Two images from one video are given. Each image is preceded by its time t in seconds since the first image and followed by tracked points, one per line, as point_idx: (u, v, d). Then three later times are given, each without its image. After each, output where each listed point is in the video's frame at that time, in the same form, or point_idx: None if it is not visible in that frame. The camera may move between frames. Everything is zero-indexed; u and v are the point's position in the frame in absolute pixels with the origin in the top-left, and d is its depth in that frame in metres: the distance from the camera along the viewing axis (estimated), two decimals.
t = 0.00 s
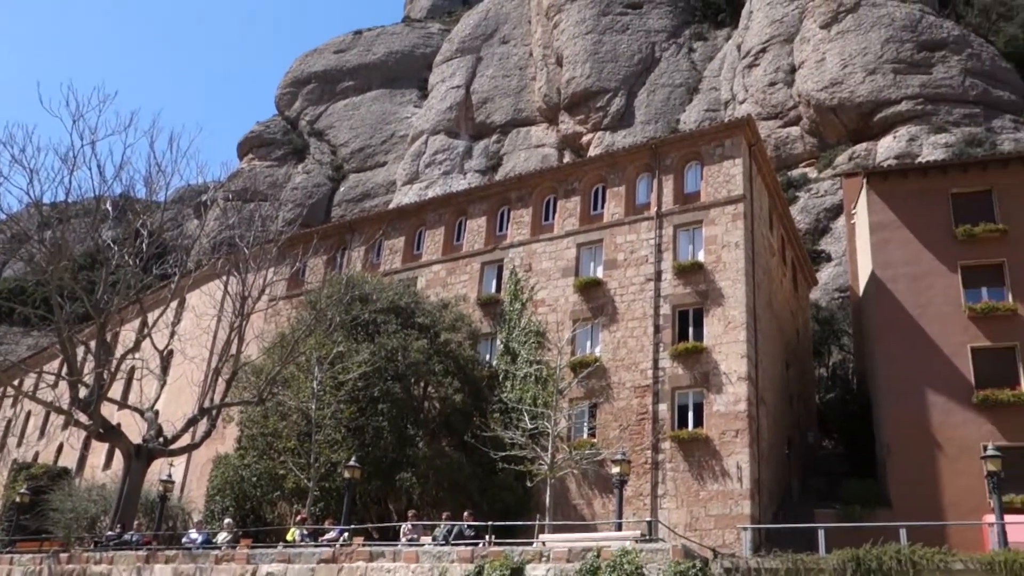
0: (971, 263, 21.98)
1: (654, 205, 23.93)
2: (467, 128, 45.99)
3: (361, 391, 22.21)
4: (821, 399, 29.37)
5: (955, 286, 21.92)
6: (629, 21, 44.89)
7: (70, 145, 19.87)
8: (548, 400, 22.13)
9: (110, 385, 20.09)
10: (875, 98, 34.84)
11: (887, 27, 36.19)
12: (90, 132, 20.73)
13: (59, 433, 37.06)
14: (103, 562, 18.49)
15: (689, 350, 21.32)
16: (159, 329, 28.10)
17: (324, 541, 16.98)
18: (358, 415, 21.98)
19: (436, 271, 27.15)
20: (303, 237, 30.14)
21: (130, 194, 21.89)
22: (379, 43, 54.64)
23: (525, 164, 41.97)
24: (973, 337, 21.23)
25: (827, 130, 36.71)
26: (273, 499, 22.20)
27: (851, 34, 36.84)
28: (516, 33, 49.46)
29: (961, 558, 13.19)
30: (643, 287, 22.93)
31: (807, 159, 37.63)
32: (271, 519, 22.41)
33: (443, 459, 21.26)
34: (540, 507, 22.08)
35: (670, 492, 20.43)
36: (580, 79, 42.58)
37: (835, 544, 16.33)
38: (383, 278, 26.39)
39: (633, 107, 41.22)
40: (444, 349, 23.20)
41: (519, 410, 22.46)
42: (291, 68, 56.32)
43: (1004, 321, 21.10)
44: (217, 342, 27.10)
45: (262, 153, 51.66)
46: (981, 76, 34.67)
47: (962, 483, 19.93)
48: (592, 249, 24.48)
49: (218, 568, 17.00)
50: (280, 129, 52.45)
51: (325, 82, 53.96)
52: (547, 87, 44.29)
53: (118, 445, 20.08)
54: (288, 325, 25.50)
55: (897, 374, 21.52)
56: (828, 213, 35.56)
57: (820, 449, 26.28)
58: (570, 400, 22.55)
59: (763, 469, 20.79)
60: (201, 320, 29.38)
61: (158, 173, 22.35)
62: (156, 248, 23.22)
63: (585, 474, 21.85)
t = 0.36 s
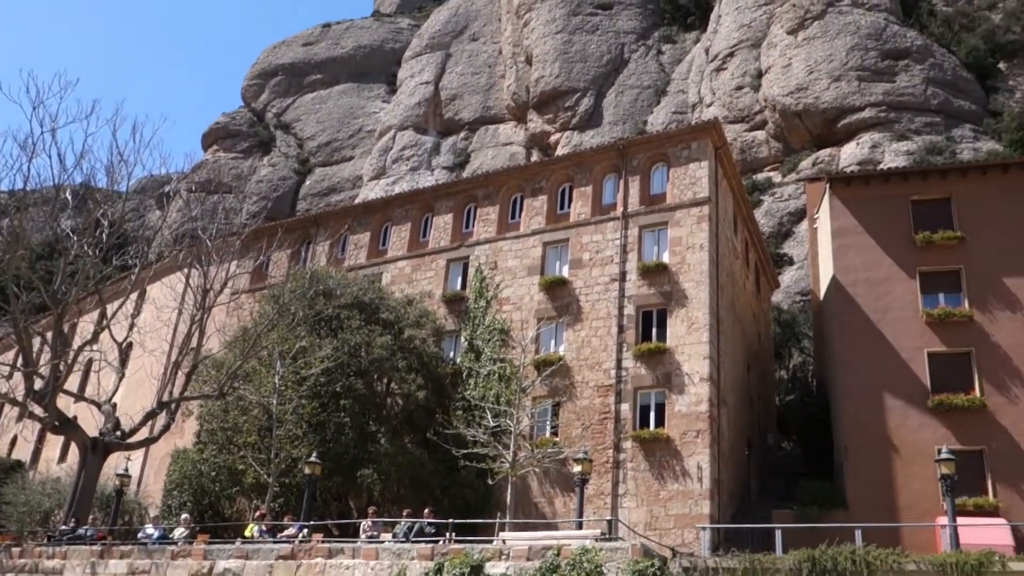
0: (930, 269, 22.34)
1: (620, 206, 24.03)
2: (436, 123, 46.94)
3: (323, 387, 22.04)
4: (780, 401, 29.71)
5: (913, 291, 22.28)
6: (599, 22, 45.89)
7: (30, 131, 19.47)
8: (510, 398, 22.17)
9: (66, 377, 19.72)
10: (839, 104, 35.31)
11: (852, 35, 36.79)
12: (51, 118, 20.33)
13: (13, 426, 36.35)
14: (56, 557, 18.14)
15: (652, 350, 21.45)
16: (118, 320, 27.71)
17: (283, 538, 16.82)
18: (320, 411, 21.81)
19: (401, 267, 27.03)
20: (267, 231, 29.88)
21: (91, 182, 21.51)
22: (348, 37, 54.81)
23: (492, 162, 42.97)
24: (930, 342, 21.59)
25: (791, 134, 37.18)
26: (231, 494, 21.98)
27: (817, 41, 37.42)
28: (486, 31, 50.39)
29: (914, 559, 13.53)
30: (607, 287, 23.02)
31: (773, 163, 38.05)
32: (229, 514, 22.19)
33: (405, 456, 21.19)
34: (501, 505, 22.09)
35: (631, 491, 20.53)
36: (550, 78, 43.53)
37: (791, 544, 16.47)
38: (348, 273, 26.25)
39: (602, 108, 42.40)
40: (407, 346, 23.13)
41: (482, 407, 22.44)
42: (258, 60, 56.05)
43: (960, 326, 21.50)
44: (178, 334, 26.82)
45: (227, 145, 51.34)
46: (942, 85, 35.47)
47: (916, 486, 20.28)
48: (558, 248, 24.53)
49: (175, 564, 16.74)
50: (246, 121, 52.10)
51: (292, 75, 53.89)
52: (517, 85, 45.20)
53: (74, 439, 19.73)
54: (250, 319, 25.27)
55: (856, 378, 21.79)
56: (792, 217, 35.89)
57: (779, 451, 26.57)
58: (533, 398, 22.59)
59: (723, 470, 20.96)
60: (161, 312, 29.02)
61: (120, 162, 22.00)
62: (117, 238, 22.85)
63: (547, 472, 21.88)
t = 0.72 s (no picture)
0: (888, 271, 22.72)
1: (586, 203, 24.14)
2: (404, 116, 46.87)
3: (284, 378, 21.89)
4: (740, 399, 30.06)
5: (872, 293, 22.64)
6: (569, 19, 46.06)
7: None
8: (472, 392, 22.21)
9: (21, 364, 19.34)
10: (804, 107, 35.71)
11: (818, 40, 37.26)
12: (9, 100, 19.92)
13: None
14: (8, 547, 17.82)
15: (615, 347, 21.57)
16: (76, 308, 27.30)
17: (241, 529, 16.68)
18: (281, 403, 21.66)
19: (366, 259, 26.90)
20: (230, 220, 29.58)
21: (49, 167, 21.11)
22: (317, 26, 54.46)
23: (460, 156, 43.10)
24: (886, 344, 21.97)
25: (756, 136, 37.58)
26: (189, 485, 21.77)
27: (784, 44, 37.82)
28: (456, 24, 50.41)
29: (867, 556, 13.72)
30: (572, 283, 23.10)
31: (738, 164, 38.43)
32: (186, 505, 21.99)
33: (366, 449, 21.12)
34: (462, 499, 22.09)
35: (591, 486, 20.63)
36: (519, 74, 43.59)
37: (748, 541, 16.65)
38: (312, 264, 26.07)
39: (570, 104, 42.55)
40: (370, 338, 23.04)
41: (444, 401, 22.44)
42: (224, 47, 55.46)
43: (917, 329, 21.90)
44: (137, 323, 26.49)
45: (191, 132, 50.62)
46: (905, 91, 36.04)
47: (871, 485, 20.62)
48: (523, 243, 24.59)
49: (130, 555, 16.51)
50: (212, 108, 51.47)
51: (259, 63, 53.49)
52: (486, 79, 45.31)
53: (28, 427, 19.40)
54: (211, 308, 25.02)
55: (814, 378, 22.10)
56: (755, 218, 36.27)
57: (738, 448, 26.89)
58: (495, 393, 22.62)
59: (682, 466, 21.16)
60: (120, 300, 28.60)
61: (80, 147, 21.62)
62: (76, 224, 22.46)
63: (508, 466, 21.92)
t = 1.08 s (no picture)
0: (848, 270, 23.03)
1: (551, 195, 24.16)
2: (370, 104, 46.68)
3: (243, 366, 21.66)
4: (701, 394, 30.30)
5: (830, 291, 22.94)
6: (537, 11, 46.17)
7: None
8: (434, 383, 22.14)
9: None
10: (769, 105, 36.06)
11: (784, 38, 37.62)
12: None
13: None
14: None
15: (577, 340, 21.64)
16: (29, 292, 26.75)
17: (197, 518, 16.46)
18: (240, 391, 21.43)
19: (328, 248, 26.71)
20: (191, 205, 29.19)
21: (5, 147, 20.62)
22: (283, 11, 54.01)
23: (425, 146, 43.06)
24: (844, 341, 22.29)
25: (722, 133, 37.88)
26: (144, 473, 21.49)
27: (750, 42, 38.13)
28: (424, 13, 50.36)
29: (820, 549, 13.92)
30: (535, 276, 23.13)
31: (702, 160, 38.72)
32: (141, 493, 21.70)
33: (325, 438, 20.99)
34: (421, 489, 22.04)
35: (551, 478, 20.67)
36: (486, 65, 43.60)
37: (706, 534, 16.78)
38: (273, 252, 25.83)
39: (537, 97, 42.59)
40: (332, 327, 22.88)
41: (406, 392, 22.39)
42: (187, 30, 54.69)
43: (874, 326, 22.24)
44: (93, 307, 26.08)
45: (153, 116, 49.74)
46: (868, 92, 36.56)
47: (826, 479, 20.93)
48: (487, 235, 24.57)
49: (82, 543, 16.21)
50: (174, 92, 50.66)
51: (223, 47, 52.92)
52: (453, 70, 45.35)
53: None
54: (170, 293, 24.69)
55: (774, 373, 22.34)
56: (719, 214, 36.55)
57: (697, 442, 27.15)
58: (457, 383, 22.60)
59: (641, 459, 21.30)
60: (76, 285, 28.07)
61: (37, 128, 21.14)
62: (31, 206, 21.97)
63: (468, 458, 21.92)
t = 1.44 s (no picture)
0: (807, 267, 23.35)
1: (516, 187, 24.19)
2: (334, 93, 46.34)
3: (202, 355, 21.40)
4: (661, 388, 30.49)
5: (790, 288, 23.23)
6: (504, 3, 46.31)
7: None
8: (396, 373, 22.03)
9: None
10: (733, 103, 36.42)
11: (749, 37, 37.98)
12: None
13: None
14: None
15: (539, 333, 21.70)
16: None
17: (153, 508, 16.25)
18: (198, 380, 21.19)
19: (290, 237, 26.50)
20: (150, 191, 28.76)
21: None
22: None
23: (391, 135, 42.90)
24: (803, 337, 22.60)
25: (687, 130, 38.15)
26: (100, 462, 21.22)
27: (716, 40, 38.44)
28: (391, 3, 50.29)
29: (774, 542, 14.15)
30: (499, 268, 23.15)
31: (666, 156, 38.92)
32: (97, 483, 21.40)
33: (285, 428, 20.87)
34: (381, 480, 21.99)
35: (511, 470, 20.73)
36: (453, 55, 43.62)
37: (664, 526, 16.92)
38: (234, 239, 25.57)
39: (503, 89, 42.72)
40: (293, 317, 22.71)
41: (367, 382, 22.16)
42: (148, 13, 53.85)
43: (831, 323, 22.57)
44: (48, 294, 25.65)
45: (112, 99, 48.76)
46: (830, 92, 37.07)
47: (782, 473, 21.24)
48: (452, 226, 24.53)
49: (34, 533, 15.92)
50: (135, 75, 49.76)
51: (186, 31, 52.20)
52: (420, 60, 45.30)
53: None
54: (129, 280, 24.35)
55: (733, 368, 22.57)
56: (682, 210, 36.81)
57: (656, 435, 27.45)
58: (418, 374, 22.57)
59: (601, 452, 21.45)
60: (31, 270, 27.52)
61: None
62: None
63: (429, 449, 21.91)
